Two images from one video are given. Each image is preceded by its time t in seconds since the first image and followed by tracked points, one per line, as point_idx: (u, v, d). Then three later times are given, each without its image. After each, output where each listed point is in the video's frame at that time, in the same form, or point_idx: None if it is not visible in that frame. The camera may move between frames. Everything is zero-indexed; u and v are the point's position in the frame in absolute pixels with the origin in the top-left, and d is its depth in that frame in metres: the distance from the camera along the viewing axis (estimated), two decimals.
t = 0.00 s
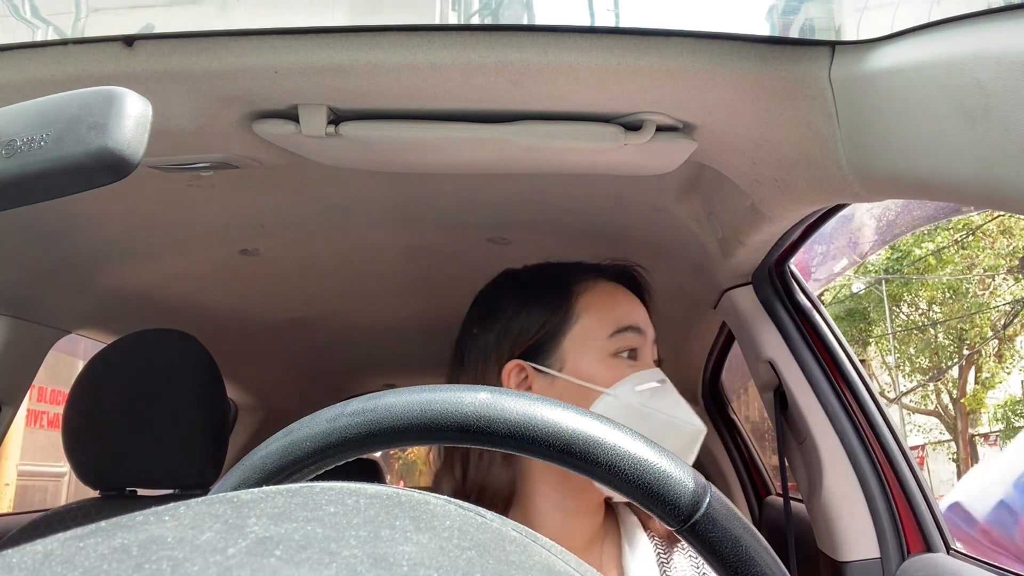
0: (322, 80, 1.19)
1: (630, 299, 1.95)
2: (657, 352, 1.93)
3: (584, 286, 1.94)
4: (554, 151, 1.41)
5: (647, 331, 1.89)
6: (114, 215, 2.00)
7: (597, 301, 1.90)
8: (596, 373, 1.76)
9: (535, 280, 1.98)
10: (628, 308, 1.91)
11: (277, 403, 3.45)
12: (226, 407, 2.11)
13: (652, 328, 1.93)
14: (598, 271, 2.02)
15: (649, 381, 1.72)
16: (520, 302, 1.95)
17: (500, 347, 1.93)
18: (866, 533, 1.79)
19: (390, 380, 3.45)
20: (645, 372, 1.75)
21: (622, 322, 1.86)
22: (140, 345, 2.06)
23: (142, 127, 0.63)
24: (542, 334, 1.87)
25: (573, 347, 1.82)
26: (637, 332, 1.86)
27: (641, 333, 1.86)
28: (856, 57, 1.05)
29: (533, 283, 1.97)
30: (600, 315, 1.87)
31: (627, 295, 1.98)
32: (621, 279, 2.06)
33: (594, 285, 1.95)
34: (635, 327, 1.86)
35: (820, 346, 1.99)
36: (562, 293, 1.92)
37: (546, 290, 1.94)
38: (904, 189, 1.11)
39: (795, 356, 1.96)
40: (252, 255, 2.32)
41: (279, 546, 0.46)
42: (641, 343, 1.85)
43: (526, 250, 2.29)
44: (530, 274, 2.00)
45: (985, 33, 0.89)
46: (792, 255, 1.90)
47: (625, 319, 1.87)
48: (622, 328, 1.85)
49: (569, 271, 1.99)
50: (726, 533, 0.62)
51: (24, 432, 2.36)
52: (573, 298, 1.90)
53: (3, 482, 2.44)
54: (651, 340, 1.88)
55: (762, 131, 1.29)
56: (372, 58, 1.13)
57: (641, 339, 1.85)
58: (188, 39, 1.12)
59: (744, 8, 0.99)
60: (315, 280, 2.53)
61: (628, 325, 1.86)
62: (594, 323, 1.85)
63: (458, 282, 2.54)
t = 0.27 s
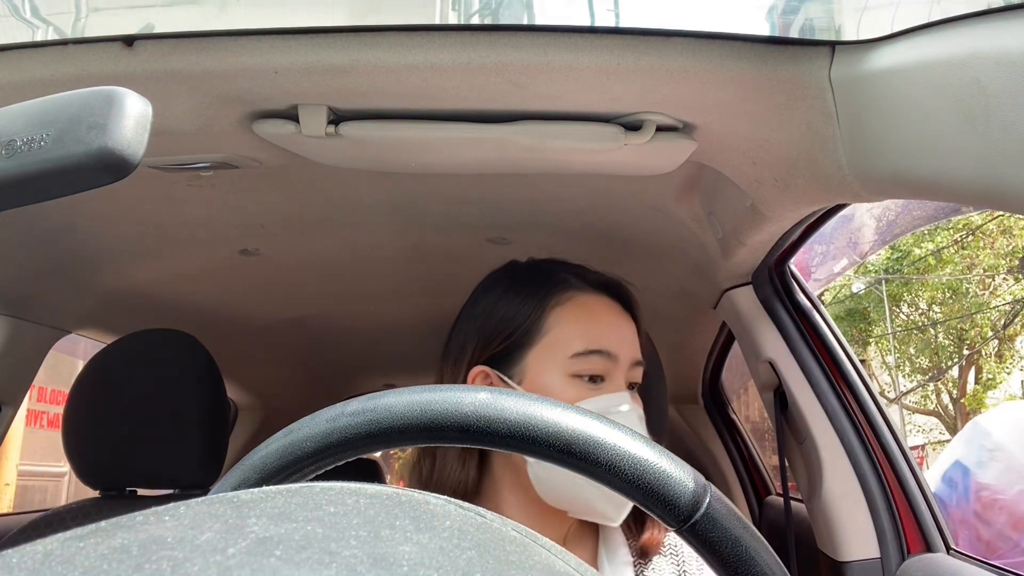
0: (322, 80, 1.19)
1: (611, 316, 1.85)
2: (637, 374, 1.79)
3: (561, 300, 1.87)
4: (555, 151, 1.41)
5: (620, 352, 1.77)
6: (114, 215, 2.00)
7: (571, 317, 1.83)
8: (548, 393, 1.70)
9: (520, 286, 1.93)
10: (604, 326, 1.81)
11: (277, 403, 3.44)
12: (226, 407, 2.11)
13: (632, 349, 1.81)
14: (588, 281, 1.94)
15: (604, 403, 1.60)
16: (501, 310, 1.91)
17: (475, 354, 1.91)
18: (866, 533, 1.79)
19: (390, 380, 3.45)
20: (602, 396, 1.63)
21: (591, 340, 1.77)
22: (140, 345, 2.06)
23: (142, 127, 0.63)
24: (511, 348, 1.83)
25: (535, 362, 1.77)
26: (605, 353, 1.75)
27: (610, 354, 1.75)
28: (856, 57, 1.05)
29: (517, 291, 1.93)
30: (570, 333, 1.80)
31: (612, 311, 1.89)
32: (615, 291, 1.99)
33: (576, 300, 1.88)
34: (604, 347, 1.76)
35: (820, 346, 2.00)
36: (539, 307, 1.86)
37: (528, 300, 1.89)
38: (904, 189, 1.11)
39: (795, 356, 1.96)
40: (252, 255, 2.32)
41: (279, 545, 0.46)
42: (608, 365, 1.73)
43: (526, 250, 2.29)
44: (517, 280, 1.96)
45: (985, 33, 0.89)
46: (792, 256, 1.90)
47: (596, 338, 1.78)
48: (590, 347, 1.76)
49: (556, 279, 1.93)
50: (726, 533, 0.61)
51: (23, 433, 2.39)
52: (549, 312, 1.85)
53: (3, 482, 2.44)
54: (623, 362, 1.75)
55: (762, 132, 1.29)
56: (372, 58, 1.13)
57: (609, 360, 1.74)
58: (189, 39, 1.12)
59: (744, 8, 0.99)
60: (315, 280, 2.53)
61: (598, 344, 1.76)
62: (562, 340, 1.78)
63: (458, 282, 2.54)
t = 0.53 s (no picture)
0: (322, 80, 1.19)
1: (555, 320, 1.65)
2: (590, 382, 1.53)
3: (505, 310, 1.70)
4: (555, 151, 1.41)
5: (557, 360, 1.55)
6: (114, 215, 2.00)
7: (507, 328, 1.66)
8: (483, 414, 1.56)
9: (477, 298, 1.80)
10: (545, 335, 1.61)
11: (278, 404, 3.44)
12: (226, 406, 2.11)
13: (580, 354, 1.58)
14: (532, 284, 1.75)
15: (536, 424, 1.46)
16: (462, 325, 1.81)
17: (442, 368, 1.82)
18: (866, 533, 1.79)
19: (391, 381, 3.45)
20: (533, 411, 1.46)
21: (527, 351, 1.59)
22: (141, 345, 2.06)
23: (142, 127, 0.63)
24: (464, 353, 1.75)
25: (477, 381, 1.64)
26: (539, 363, 1.55)
27: (544, 364, 1.54)
28: (856, 57, 1.05)
29: (476, 305, 1.80)
30: (507, 344, 1.63)
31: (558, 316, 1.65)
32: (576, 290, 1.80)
33: (520, 308, 1.69)
34: (540, 357, 1.56)
35: (820, 346, 2.00)
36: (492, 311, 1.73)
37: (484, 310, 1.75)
38: (904, 189, 1.11)
39: (795, 356, 1.96)
40: (252, 255, 2.32)
41: (279, 545, 0.46)
42: (542, 377, 1.53)
43: (526, 250, 2.29)
44: (481, 292, 1.82)
45: (985, 31, 0.89)
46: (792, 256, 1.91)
47: (535, 349, 1.58)
48: (523, 358, 1.58)
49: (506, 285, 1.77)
50: (727, 533, 0.61)
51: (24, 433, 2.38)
52: (493, 324, 1.70)
53: (3, 482, 2.44)
54: (561, 370, 1.53)
55: (762, 132, 1.29)
56: (372, 58, 1.13)
57: (543, 372, 1.54)
58: (189, 39, 1.12)
59: (744, 8, 0.99)
60: (315, 280, 2.53)
61: (532, 355, 1.57)
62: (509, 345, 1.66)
63: (458, 282, 2.54)
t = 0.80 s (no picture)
0: (322, 80, 1.19)
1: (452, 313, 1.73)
2: (484, 372, 1.65)
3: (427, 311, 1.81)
4: (554, 151, 1.41)
5: (451, 356, 1.68)
6: (114, 215, 2.01)
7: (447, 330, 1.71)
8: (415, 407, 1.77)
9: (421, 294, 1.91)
10: (444, 331, 1.71)
11: (278, 404, 3.44)
12: (226, 406, 2.11)
13: (472, 347, 1.67)
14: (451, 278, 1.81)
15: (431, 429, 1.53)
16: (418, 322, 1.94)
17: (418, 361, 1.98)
18: (866, 533, 1.79)
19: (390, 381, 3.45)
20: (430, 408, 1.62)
21: (428, 349, 1.72)
22: (141, 345, 2.06)
23: (142, 127, 0.63)
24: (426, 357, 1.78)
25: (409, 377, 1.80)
26: (435, 361, 1.69)
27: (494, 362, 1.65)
28: (856, 57, 1.05)
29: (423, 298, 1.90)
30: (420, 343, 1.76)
31: (461, 309, 1.73)
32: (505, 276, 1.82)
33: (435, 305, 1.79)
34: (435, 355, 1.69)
35: (820, 346, 2.00)
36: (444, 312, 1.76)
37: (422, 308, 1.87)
38: (904, 189, 1.11)
39: (795, 356, 1.96)
40: (252, 255, 2.32)
41: (279, 545, 0.46)
42: (440, 375, 1.68)
43: (526, 250, 2.29)
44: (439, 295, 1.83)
45: (985, 31, 0.89)
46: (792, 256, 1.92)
47: (433, 347, 1.71)
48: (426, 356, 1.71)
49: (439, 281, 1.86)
50: (726, 533, 0.61)
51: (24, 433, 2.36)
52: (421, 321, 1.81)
53: (3, 483, 2.44)
54: (454, 366, 1.66)
55: (761, 132, 1.29)
56: (372, 58, 1.13)
57: (439, 371, 1.68)
58: (188, 39, 1.12)
59: (744, 8, 0.99)
60: (315, 280, 2.53)
61: (432, 353, 1.71)
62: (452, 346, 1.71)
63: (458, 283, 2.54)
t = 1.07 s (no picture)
0: (322, 80, 1.19)
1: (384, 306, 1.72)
2: (407, 358, 1.62)
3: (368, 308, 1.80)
4: (554, 151, 1.41)
5: (377, 345, 1.66)
6: (114, 215, 2.01)
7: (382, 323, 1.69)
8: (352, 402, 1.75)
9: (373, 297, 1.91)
10: (375, 323, 1.70)
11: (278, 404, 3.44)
12: (226, 406, 2.11)
13: (398, 335, 1.66)
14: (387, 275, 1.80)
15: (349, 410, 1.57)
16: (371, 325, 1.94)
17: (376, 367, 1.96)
18: (866, 533, 1.79)
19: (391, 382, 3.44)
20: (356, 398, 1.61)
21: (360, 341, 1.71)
22: (141, 345, 2.06)
23: (143, 127, 0.63)
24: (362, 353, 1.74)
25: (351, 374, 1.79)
26: (362, 352, 1.67)
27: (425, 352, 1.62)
28: (856, 57, 1.05)
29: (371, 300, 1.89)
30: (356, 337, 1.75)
31: (391, 301, 1.72)
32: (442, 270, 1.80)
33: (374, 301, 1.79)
34: (364, 345, 1.68)
35: (820, 346, 1.99)
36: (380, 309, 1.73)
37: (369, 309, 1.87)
38: (904, 189, 1.11)
39: (795, 356, 1.96)
40: (252, 255, 2.32)
41: (279, 545, 0.46)
42: (368, 364, 1.66)
43: (526, 250, 2.29)
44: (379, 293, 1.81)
45: (984, 31, 0.89)
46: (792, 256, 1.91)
47: (364, 338, 1.70)
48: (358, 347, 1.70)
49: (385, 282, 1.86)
50: (726, 533, 0.61)
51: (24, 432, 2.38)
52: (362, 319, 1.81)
53: (3, 482, 2.44)
54: (379, 354, 1.64)
55: (761, 132, 1.29)
56: (371, 59, 1.13)
57: (366, 360, 1.66)
58: (188, 39, 1.12)
59: (744, 7, 0.99)
60: (315, 279, 2.53)
61: (362, 344, 1.70)
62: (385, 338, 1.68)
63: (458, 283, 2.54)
